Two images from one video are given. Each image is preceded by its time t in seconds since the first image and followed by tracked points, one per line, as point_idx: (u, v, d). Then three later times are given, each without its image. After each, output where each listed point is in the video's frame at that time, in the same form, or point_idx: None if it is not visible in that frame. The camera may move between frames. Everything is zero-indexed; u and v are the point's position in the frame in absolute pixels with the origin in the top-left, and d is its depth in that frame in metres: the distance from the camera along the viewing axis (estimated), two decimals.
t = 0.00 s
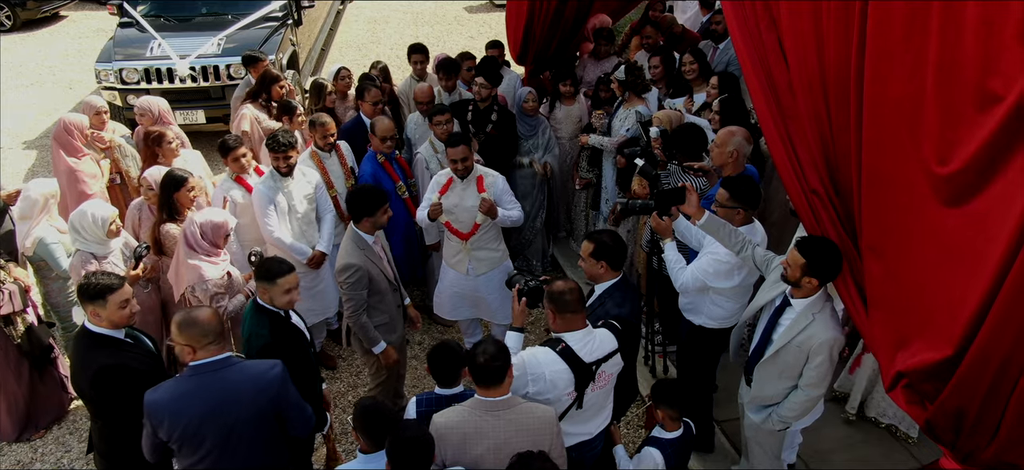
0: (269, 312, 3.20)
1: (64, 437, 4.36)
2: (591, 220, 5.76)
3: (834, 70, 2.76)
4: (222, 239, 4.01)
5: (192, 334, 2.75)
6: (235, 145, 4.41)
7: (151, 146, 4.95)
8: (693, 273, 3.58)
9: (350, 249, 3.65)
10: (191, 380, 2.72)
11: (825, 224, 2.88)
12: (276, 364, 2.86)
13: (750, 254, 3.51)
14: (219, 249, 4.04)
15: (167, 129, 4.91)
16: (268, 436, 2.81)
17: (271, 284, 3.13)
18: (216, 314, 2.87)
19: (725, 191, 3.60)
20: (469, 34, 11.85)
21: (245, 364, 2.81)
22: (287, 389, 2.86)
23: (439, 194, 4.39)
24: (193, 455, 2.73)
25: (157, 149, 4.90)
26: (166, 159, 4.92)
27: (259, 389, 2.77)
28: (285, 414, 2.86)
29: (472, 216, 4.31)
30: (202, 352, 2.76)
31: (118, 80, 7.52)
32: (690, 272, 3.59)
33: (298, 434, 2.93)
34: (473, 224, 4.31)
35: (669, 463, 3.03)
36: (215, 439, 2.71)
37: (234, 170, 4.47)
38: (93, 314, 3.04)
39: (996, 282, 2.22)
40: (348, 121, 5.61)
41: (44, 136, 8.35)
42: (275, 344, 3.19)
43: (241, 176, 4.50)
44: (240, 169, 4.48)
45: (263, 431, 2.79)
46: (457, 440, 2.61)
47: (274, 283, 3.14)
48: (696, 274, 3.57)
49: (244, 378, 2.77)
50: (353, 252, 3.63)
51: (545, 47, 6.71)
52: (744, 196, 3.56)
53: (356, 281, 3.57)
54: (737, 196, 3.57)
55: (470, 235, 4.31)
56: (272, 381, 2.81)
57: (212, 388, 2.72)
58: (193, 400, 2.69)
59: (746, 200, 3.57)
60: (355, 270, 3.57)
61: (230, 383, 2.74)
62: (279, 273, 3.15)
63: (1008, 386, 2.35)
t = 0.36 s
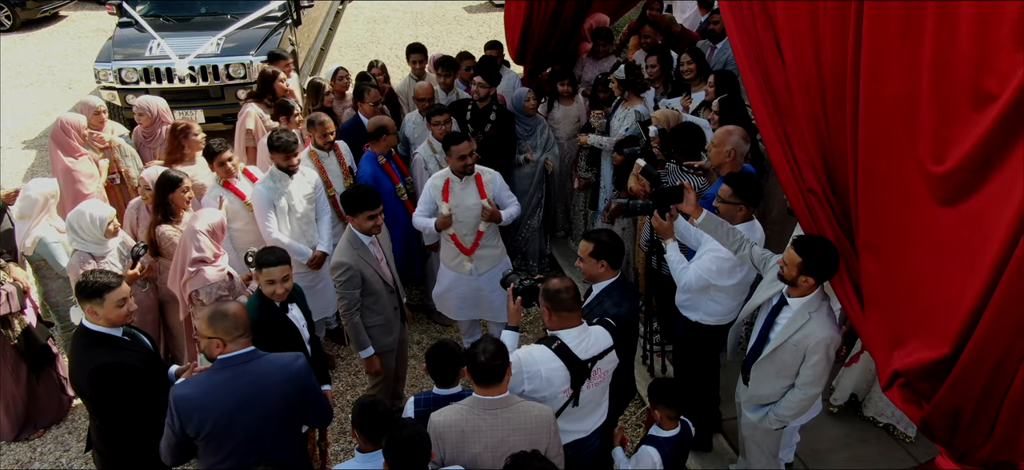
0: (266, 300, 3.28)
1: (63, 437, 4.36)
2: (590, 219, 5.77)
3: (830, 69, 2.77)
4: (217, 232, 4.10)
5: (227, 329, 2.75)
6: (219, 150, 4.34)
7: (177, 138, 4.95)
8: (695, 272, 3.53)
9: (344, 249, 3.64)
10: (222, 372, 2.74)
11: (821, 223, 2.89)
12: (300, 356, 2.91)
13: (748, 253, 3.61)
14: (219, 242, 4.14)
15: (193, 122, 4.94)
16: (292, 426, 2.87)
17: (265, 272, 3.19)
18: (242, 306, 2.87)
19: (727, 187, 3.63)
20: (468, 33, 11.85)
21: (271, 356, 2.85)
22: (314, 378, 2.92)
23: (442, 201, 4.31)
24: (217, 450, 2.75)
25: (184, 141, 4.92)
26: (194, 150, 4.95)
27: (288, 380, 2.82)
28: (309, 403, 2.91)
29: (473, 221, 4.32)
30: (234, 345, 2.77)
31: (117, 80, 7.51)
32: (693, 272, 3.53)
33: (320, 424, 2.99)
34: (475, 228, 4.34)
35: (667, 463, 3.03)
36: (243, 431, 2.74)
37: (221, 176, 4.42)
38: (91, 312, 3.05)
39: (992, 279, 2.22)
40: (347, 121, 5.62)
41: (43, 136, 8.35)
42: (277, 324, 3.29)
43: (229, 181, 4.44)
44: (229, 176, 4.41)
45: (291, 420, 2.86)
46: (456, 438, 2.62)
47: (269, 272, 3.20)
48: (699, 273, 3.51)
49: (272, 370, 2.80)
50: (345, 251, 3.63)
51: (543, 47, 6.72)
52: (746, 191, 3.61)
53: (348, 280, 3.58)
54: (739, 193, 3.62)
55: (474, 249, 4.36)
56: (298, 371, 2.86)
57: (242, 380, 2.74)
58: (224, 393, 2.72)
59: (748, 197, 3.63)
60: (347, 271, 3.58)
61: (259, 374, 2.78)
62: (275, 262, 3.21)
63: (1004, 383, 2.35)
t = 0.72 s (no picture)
0: (272, 294, 3.29)
1: (64, 436, 4.37)
2: (590, 219, 5.77)
3: (830, 69, 2.77)
4: (217, 235, 4.06)
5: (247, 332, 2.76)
6: (216, 156, 4.30)
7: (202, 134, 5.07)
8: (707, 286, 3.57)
9: (349, 247, 3.65)
10: (237, 374, 2.76)
11: (822, 223, 2.89)
12: (316, 362, 2.92)
13: (751, 252, 3.51)
14: (216, 242, 4.06)
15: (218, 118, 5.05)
16: (303, 430, 2.88)
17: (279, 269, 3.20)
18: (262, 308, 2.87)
19: (730, 181, 3.61)
20: (468, 33, 11.86)
21: (288, 361, 2.86)
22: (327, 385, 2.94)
23: (454, 208, 4.27)
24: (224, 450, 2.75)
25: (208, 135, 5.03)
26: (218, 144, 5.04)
27: (302, 385, 2.84)
28: (320, 409, 2.93)
29: (483, 217, 4.38)
30: (247, 346, 2.78)
31: (118, 80, 7.51)
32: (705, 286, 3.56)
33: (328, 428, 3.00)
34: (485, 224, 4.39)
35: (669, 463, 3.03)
36: (254, 432, 2.76)
37: (215, 181, 4.38)
38: (93, 311, 3.04)
39: (993, 280, 2.22)
40: (349, 122, 5.63)
41: (43, 136, 8.35)
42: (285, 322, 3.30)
43: (222, 188, 4.42)
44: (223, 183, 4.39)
45: (301, 425, 2.87)
46: (461, 436, 2.62)
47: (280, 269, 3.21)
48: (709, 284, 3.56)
49: (289, 375, 2.82)
50: (350, 249, 3.63)
51: (543, 47, 6.73)
52: (749, 185, 3.59)
53: (353, 277, 3.58)
54: (741, 187, 3.59)
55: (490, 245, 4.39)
56: (313, 377, 2.87)
57: (261, 381, 2.76)
58: (237, 394, 2.73)
59: (750, 192, 3.60)
60: (350, 267, 3.58)
61: (277, 378, 2.79)
62: (283, 258, 3.21)
63: (1004, 383, 2.36)
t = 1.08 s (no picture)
0: (285, 297, 3.28)
1: (67, 437, 4.37)
2: (592, 219, 5.77)
3: (833, 70, 2.78)
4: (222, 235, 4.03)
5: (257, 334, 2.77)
6: (227, 151, 4.36)
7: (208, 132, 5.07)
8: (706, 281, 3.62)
9: (341, 264, 3.63)
10: (241, 375, 2.79)
11: (824, 224, 2.89)
12: (324, 371, 2.89)
13: (755, 253, 3.51)
14: (222, 243, 4.05)
15: (225, 117, 5.07)
16: (307, 438, 2.86)
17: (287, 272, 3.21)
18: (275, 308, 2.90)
19: (728, 178, 3.60)
20: (469, 33, 11.87)
21: (295, 367, 2.85)
22: (333, 397, 2.89)
23: (471, 203, 4.33)
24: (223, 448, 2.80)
25: (214, 134, 5.04)
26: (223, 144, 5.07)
27: (305, 393, 2.81)
28: (324, 420, 2.88)
29: (490, 213, 4.49)
30: (254, 349, 2.79)
31: (119, 80, 7.52)
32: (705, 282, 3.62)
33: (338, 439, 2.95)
34: (490, 221, 4.51)
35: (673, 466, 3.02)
36: (251, 434, 2.77)
37: (222, 178, 4.44)
38: (101, 311, 3.05)
39: (997, 280, 2.22)
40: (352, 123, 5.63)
41: (44, 137, 8.35)
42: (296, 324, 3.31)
43: (231, 185, 4.46)
44: (226, 178, 4.44)
45: (301, 434, 2.84)
46: (467, 437, 2.62)
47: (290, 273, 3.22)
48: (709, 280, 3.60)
49: (295, 382, 2.81)
50: (343, 267, 3.62)
51: (543, 48, 6.74)
52: (748, 183, 3.58)
53: (342, 295, 3.57)
54: (741, 184, 3.58)
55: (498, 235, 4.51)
56: (317, 387, 2.83)
57: (264, 385, 2.78)
58: (238, 394, 2.76)
59: (750, 189, 3.60)
60: (340, 285, 3.57)
61: (281, 383, 2.79)
62: (294, 263, 3.22)
63: (1008, 383, 2.36)
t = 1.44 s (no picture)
0: (298, 306, 3.22)
1: (70, 437, 4.37)
2: (595, 219, 5.77)
3: (839, 70, 2.77)
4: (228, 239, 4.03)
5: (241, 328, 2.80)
6: (245, 143, 4.40)
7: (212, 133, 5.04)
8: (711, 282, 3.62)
9: (351, 270, 3.63)
10: (223, 369, 2.82)
11: (830, 224, 2.89)
12: (305, 377, 2.85)
13: (763, 255, 3.49)
14: (227, 245, 4.05)
15: (227, 119, 5.05)
16: (284, 443, 2.84)
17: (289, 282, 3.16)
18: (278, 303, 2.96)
19: (727, 177, 3.61)
20: (471, 32, 11.85)
21: (280, 368, 2.84)
22: (311, 404, 2.83)
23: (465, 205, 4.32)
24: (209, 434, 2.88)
25: (216, 137, 5.02)
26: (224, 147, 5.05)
27: (279, 397, 2.78)
28: (302, 427, 2.84)
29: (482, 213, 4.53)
30: (243, 345, 2.82)
31: (121, 80, 7.51)
32: (709, 282, 3.62)
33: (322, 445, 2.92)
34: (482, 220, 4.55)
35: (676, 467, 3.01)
36: (228, 429, 2.81)
37: (240, 169, 4.49)
38: (105, 310, 3.06)
39: (1005, 278, 2.22)
40: (354, 124, 5.62)
41: (46, 136, 8.34)
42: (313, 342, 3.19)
43: (246, 176, 4.51)
44: (246, 170, 4.49)
45: (276, 437, 2.82)
46: (473, 437, 2.62)
47: (296, 284, 3.17)
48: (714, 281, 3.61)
49: (275, 385, 2.80)
50: (352, 273, 3.62)
51: (545, 49, 6.74)
52: (747, 180, 3.58)
53: (354, 303, 3.58)
54: (740, 182, 3.58)
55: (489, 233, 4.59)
56: (295, 393, 2.80)
57: (244, 384, 2.79)
58: (217, 388, 2.80)
59: (749, 186, 3.59)
60: (350, 292, 3.57)
61: (261, 385, 2.79)
62: (300, 275, 3.16)
63: (1015, 383, 2.36)
